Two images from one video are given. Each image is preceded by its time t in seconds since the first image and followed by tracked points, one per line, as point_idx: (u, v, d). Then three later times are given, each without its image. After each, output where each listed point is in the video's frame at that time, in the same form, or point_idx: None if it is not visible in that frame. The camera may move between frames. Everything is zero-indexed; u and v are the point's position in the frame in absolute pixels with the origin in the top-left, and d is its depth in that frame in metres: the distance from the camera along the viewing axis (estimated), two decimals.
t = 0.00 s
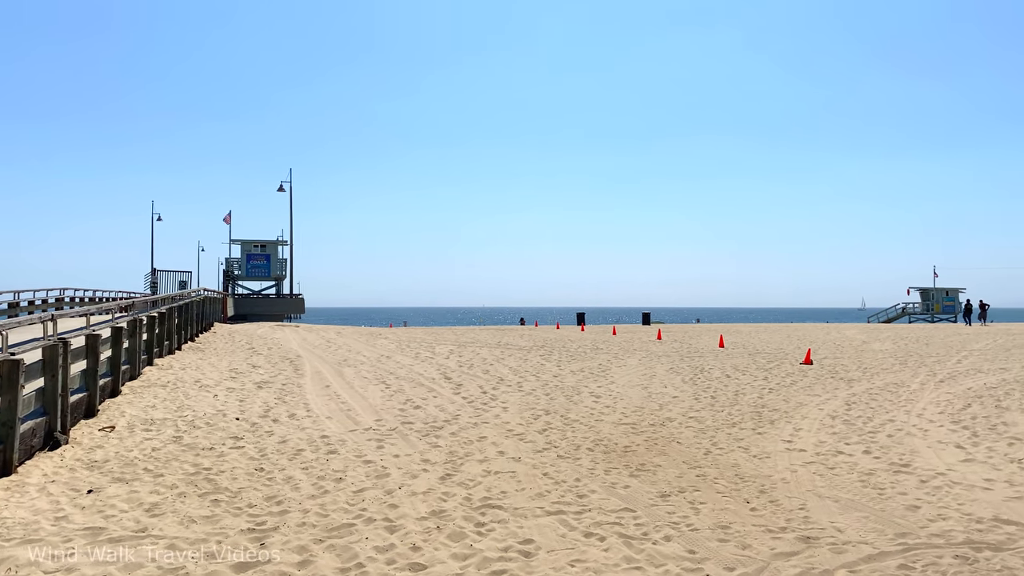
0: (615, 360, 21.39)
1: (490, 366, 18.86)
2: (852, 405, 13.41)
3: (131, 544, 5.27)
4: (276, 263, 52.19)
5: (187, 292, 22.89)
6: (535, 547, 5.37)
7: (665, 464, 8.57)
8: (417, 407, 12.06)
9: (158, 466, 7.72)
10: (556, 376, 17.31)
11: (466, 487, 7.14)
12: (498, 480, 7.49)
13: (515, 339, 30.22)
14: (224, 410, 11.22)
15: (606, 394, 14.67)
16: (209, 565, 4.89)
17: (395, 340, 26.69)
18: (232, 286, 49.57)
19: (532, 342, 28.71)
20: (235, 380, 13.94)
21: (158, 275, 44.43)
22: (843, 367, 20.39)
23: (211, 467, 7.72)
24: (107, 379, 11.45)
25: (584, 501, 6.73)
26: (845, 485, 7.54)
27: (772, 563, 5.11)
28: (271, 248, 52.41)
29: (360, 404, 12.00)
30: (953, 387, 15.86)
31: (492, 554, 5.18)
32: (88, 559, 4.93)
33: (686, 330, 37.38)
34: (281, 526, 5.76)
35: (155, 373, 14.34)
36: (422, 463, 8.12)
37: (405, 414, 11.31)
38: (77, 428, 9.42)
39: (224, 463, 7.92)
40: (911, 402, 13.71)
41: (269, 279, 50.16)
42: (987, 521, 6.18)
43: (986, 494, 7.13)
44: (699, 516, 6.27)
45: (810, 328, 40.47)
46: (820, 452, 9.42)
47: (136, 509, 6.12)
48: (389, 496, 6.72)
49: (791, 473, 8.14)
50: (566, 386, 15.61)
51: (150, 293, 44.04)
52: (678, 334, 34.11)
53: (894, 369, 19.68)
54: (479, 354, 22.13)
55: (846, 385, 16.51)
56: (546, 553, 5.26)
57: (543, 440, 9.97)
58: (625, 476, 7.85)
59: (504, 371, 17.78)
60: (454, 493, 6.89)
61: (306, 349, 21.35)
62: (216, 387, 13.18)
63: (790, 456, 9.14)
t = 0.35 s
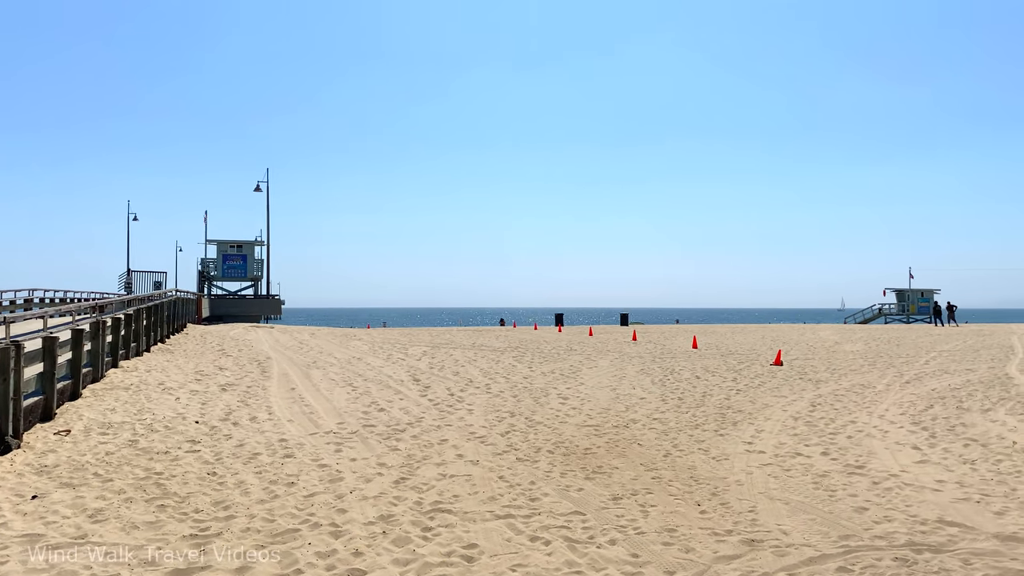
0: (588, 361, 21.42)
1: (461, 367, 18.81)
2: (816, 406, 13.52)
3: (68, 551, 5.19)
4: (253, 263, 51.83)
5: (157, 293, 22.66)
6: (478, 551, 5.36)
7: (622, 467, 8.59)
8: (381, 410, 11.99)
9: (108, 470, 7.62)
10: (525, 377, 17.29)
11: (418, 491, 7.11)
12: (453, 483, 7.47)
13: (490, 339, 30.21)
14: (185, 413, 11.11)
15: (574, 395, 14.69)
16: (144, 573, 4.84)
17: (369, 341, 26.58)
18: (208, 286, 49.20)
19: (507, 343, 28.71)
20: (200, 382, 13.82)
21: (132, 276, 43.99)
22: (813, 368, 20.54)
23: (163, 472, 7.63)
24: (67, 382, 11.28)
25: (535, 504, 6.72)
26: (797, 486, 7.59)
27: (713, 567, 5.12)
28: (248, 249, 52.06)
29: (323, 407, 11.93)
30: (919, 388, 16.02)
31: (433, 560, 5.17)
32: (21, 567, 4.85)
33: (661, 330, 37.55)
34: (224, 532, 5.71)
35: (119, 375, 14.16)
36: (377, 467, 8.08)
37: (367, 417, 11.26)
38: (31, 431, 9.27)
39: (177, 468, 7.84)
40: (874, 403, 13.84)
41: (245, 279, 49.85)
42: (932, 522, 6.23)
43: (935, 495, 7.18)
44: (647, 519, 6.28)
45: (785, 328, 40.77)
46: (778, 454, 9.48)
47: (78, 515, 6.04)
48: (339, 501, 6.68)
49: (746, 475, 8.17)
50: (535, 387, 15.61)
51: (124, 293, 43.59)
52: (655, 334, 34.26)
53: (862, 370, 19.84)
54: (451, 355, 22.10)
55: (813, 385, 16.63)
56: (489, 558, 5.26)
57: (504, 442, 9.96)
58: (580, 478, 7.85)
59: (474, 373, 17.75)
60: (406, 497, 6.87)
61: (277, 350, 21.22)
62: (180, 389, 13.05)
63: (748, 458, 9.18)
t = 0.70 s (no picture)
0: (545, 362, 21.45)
1: (416, 368, 18.71)
2: (765, 405, 13.66)
3: None
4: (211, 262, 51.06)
5: (107, 292, 22.18)
6: (409, 555, 5.32)
7: (567, 467, 8.59)
8: (330, 411, 11.87)
9: (39, 475, 7.41)
10: (481, 378, 17.25)
11: (357, 494, 7.03)
12: (393, 486, 7.40)
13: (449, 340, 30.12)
14: (127, 415, 10.88)
15: (528, 396, 14.69)
16: None
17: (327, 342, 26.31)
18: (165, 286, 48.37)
19: (466, 343, 28.63)
20: (146, 384, 13.54)
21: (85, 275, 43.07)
22: (766, 367, 20.77)
23: (95, 475, 7.45)
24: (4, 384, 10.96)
25: (473, 506, 6.69)
26: (736, 486, 7.65)
27: (643, 568, 5.13)
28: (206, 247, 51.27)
29: (271, 409, 11.77)
30: (866, 387, 16.28)
31: (362, 564, 5.11)
32: None
33: (621, 330, 37.76)
34: (151, 538, 5.59)
35: (62, 376, 13.82)
36: (318, 470, 7.98)
37: (315, 419, 11.13)
38: None
39: (111, 471, 7.65)
40: (822, 402, 14.03)
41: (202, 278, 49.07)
42: (863, 521, 6.31)
43: (870, 493, 7.28)
44: (584, 520, 6.28)
45: (743, 327, 41.21)
46: (723, 453, 9.57)
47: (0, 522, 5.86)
48: (275, 505, 6.58)
49: (689, 475, 8.22)
50: (489, 387, 15.58)
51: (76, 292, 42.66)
52: (614, 334, 34.41)
53: (813, 369, 20.13)
54: (408, 355, 21.97)
55: (765, 385, 16.82)
56: (419, 561, 5.21)
57: (451, 443, 9.91)
58: (523, 479, 7.84)
59: (430, 373, 17.66)
60: (344, 500, 6.79)
61: (231, 351, 20.89)
62: (124, 391, 12.78)
63: (692, 458, 9.24)
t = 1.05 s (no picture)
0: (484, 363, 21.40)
1: (352, 369, 18.46)
2: (698, 405, 13.85)
3: None
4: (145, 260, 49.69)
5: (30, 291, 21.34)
6: (327, 563, 5.21)
7: (497, 470, 8.55)
8: (259, 415, 11.62)
9: None
10: (417, 379, 17.10)
11: (279, 501, 6.87)
12: (317, 491, 7.26)
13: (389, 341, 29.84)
14: (43, 420, 10.46)
15: (463, 397, 14.62)
16: None
17: (262, 343, 25.80)
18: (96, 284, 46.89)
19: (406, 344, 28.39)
20: (67, 387, 13.05)
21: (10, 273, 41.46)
22: (701, 367, 21.08)
23: (2, 484, 7.12)
24: None
25: (398, 511, 6.60)
26: (663, 487, 7.71)
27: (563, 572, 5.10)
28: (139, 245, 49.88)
29: (198, 412, 11.47)
30: (796, 386, 16.64)
31: (277, 572, 4.99)
32: None
33: (562, 330, 37.94)
34: (55, 550, 5.36)
35: None
36: (241, 476, 7.78)
37: (242, 423, 10.88)
38: None
39: (20, 480, 7.33)
40: (753, 401, 14.27)
41: (135, 276, 47.62)
42: (783, 520, 6.41)
43: (792, 493, 7.41)
44: (508, 524, 6.25)
45: (682, 327, 41.78)
46: (653, 453, 9.65)
47: None
48: (191, 512, 6.38)
49: (617, 475, 8.26)
50: (424, 389, 15.47)
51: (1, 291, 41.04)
52: (556, 334, 34.54)
53: (747, 369, 20.51)
54: (346, 357, 21.67)
55: (699, 385, 17.06)
56: (336, 569, 5.11)
57: (382, 447, 9.79)
58: (451, 483, 7.77)
59: (366, 375, 17.46)
60: (265, 507, 6.62)
61: (160, 352, 20.31)
62: (43, 394, 12.30)
63: (622, 458, 9.29)
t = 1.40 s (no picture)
0: (410, 363, 21.24)
1: (273, 371, 18.06)
2: (620, 404, 14.02)
3: None
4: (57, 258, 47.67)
5: None
6: (234, 570, 5.07)
7: (415, 472, 8.47)
8: (172, 419, 11.25)
9: None
10: (340, 381, 16.84)
11: (187, 507, 6.65)
12: (229, 497, 7.06)
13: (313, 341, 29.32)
14: None
15: (386, 399, 14.46)
16: None
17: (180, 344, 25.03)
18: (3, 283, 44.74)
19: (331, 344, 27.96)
20: None
21: None
22: (626, 367, 21.37)
23: None
24: None
25: (311, 515, 6.47)
26: (581, 485, 7.76)
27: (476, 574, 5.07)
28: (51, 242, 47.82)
29: (106, 417, 11.03)
30: (715, 385, 17.01)
31: None
32: None
33: (490, 330, 37.96)
34: None
35: None
36: (148, 482, 7.51)
37: (153, 427, 10.51)
38: None
39: None
40: (673, 400, 14.53)
41: (46, 274, 45.63)
42: (695, 517, 6.53)
43: (705, 490, 7.56)
44: (424, 526, 6.19)
45: (608, 327, 42.25)
46: (573, 453, 9.72)
47: None
48: (92, 521, 6.12)
49: (537, 475, 8.28)
50: (347, 391, 15.24)
51: None
52: (483, 335, 34.53)
53: (669, 368, 20.86)
54: (267, 358, 21.20)
55: (622, 384, 17.27)
56: None
57: (299, 450, 9.59)
58: (368, 486, 7.67)
59: (287, 377, 17.10)
60: (172, 514, 6.40)
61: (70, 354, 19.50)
62: None
63: (543, 458, 9.32)
